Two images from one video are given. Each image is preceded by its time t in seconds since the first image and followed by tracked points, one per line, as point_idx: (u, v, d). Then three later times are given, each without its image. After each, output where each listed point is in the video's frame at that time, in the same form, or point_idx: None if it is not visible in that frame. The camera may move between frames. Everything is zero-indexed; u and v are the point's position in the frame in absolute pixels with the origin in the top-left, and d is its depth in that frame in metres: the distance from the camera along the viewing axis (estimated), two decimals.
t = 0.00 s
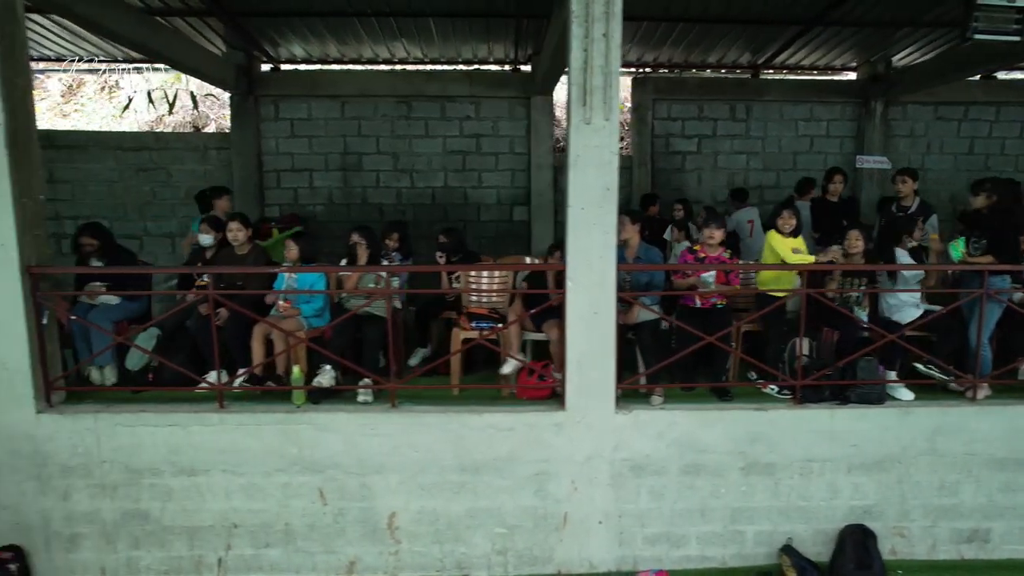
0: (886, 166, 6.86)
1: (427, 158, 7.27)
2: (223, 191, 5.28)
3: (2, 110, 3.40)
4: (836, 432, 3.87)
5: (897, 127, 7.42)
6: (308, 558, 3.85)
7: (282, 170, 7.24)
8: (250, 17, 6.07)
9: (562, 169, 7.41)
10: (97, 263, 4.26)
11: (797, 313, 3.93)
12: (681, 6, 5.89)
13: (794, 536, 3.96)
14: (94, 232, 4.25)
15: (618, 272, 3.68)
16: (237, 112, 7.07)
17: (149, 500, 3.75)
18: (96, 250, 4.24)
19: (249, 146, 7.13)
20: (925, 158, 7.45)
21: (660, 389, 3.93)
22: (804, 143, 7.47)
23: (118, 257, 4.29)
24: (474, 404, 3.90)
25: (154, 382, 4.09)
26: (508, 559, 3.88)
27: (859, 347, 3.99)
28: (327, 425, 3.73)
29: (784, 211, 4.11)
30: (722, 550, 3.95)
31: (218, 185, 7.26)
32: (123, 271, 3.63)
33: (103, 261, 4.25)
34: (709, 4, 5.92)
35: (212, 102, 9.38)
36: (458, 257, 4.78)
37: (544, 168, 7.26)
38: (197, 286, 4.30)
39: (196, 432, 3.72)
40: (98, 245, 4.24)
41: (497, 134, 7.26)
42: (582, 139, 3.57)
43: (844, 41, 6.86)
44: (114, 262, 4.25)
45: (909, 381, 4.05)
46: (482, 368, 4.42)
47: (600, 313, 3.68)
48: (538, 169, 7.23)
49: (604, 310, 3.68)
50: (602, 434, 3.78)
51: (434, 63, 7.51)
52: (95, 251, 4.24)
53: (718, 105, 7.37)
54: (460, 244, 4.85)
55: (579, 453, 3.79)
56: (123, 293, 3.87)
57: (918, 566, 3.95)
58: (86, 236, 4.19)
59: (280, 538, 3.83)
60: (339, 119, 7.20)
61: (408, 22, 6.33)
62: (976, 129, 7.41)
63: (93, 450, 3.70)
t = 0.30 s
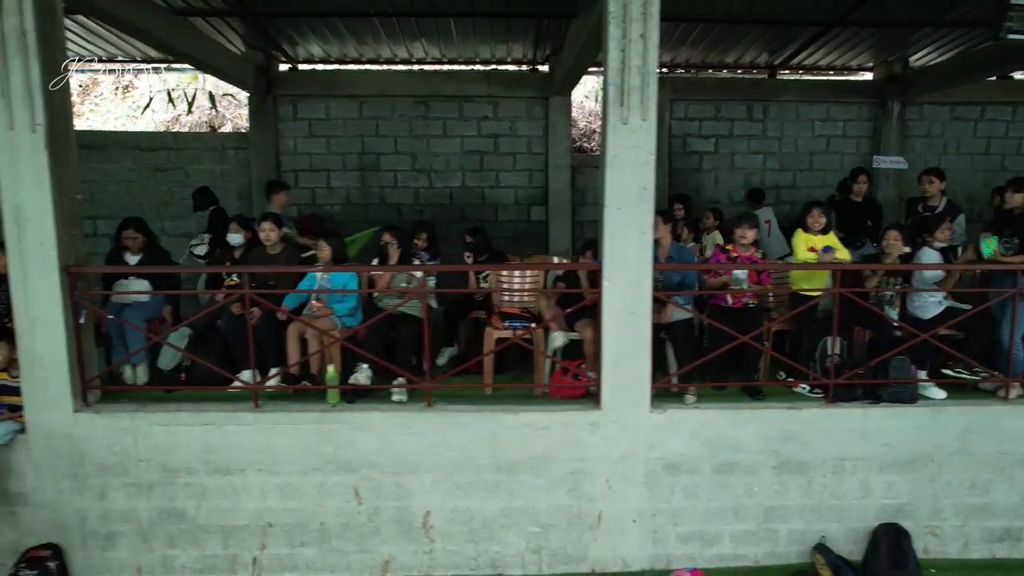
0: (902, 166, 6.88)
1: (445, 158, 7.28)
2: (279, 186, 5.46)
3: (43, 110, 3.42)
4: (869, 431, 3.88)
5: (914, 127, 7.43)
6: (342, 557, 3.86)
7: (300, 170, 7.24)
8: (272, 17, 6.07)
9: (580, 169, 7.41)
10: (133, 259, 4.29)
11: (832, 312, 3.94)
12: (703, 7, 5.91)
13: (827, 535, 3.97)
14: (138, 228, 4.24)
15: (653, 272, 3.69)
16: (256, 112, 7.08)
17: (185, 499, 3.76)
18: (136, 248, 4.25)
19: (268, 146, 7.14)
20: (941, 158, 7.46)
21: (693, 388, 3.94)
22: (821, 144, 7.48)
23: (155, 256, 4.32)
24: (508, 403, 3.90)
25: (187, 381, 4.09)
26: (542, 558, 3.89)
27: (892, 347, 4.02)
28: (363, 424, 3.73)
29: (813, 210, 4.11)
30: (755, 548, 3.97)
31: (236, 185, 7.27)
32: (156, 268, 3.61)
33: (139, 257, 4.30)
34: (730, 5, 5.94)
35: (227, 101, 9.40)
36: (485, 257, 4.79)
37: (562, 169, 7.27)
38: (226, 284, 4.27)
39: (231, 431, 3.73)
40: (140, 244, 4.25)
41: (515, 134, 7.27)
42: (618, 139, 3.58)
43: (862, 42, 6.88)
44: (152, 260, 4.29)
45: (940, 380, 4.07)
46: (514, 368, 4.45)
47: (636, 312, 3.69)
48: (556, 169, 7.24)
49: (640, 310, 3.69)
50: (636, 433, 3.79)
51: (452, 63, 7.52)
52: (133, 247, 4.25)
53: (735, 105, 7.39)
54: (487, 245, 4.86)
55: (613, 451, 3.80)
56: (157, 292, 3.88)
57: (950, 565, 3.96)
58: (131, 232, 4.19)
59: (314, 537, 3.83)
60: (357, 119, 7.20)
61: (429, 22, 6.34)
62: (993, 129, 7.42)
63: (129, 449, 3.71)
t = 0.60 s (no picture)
0: (920, 166, 6.91)
1: (464, 158, 7.29)
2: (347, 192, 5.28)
3: (84, 110, 3.44)
4: (904, 430, 3.89)
5: (931, 128, 7.45)
6: (379, 557, 3.86)
7: (319, 169, 7.25)
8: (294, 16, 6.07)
9: (598, 169, 7.41)
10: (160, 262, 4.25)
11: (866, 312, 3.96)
12: (726, 8, 5.93)
13: (861, 534, 3.98)
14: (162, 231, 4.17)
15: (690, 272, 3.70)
16: (275, 111, 7.08)
17: (223, 498, 3.77)
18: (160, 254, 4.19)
19: (287, 146, 7.15)
20: (958, 158, 7.48)
21: (728, 388, 3.95)
22: (838, 144, 7.50)
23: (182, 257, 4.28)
24: (543, 402, 3.91)
25: (221, 381, 4.10)
26: (578, 557, 3.90)
27: (926, 347, 4.09)
28: (401, 424, 3.74)
29: (847, 213, 4.13)
30: (789, 547, 3.98)
31: (255, 185, 7.27)
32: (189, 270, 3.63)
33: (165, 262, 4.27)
34: (752, 6, 5.97)
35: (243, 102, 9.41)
36: (513, 257, 4.79)
37: (580, 169, 7.27)
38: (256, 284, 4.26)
39: (269, 431, 3.73)
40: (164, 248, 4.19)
41: (533, 134, 7.29)
42: (656, 139, 3.59)
43: (881, 43, 6.91)
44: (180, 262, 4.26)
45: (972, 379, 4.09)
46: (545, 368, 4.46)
47: (673, 312, 3.70)
48: (575, 169, 7.24)
49: (677, 310, 3.70)
50: (672, 432, 3.81)
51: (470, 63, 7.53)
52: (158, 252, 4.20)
53: (754, 105, 7.42)
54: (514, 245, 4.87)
55: (650, 450, 3.82)
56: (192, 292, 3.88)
57: (984, 564, 3.97)
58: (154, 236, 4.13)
59: (351, 536, 3.84)
60: (376, 119, 7.21)
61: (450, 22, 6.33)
62: (1011, 130, 7.43)
63: (168, 449, 3.71)
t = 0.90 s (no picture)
0: (938, 166, 6.94)
1: (483, 158, 7.30)
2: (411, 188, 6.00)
3: (126, 110, 3.45)
4: (939, 430, 3.90)
5: (949, 128, 7.46)
6: (415, 556, 3.87)
7: (337, 170, 7.25)
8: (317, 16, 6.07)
9: (616, 170, 7.41)
10: (195, 259, 4.25)
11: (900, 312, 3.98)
12: (748, 8, 5.94)
13: (895, 533, 3.99)
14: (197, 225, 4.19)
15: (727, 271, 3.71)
16: (295, 111, 7.09)
17: (260, 498, 3.77)
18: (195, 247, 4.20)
19: (307, 146, 7.16)
20: (976, 158, 7.50)
21: (763, 387, 3.96)
22: (856, 144, 7.51)
23: (215, 255, 4.29)
24: (578, 402, 3.92)
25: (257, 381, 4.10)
26: (613, 556, 3.90)
27: (958, 347, 4.10)
28: (438, 423, 3.75)
29: (880, 215, 4.13)
30: (823, 546, 3.99)
31: (274, 185, 7.28)
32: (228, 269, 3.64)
33: (200, 258, 4.26)
34: (774, 7, 5.99)
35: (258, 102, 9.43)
36: (541, 257, 4.81)
37: (599, 169, 7.27)
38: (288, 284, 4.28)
39: (307, 430, 3.74)
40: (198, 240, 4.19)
41: (552, 134, 7.29)
42: (694, 140, 3.60)
43: (900, 43, 6.92)
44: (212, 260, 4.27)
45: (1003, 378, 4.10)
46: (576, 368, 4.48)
47: (711, 311, 3.71)
48: (593, 169, 7.25)
49: (714, 309, 3.71)
50: (709, 431, 3.82)
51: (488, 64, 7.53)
52: (193, 246, 4.22)
53: (772, 106, 7.43)
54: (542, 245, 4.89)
55: (686, 449, 3.82)
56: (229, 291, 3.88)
57: (1018, 563, 3.98)
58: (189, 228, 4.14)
59: (387, 536, 3.85)
60: (395, 119, 7.21)
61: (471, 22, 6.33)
62: None
63: (205, 449, 3.72)
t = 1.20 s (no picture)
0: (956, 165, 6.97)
1: (502, 159, 7.31)
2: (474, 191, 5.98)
3: (167, 110, 3.45)
4: (973, 429, 3.92)
5: (966, 128, 7.48)
6: (451, 555, 3.87)
7: (356, 169, 7.26)
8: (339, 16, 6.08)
9: (635, 170, 7.42)
10: (236, 255, 4.30)
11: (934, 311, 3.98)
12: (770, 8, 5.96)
13: (929, 532, 4.00)
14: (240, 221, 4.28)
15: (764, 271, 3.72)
16: (314, 112, 7.10)
17: (297, 497, 3.78)
18: (238, 241, 4.28)
19: (326, 145, 7.17)
20: (993, 158, 7.51)
21: (797, 386, 3.98)
22: (873, 144, 7.53)
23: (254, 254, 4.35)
24: (613, 401, 3.93)
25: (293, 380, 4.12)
26: (649, 555, 3.91)
27: (990, 347, 4.13)
28: (476, 422, 3.75)
29: (914, 215, 4.15)
30: (857, 545, 4.00)
31: (293, 184, 7.29)
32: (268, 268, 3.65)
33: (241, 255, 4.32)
34: (796, 8, 6.00)
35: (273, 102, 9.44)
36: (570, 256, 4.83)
37: (618, 169, 7.28)
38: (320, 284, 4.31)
39: (345, 430, 3.74)
40: (241, 234, 4.28)
41: (571, 134, 7.31)
42: (732, 140, 3.62)
43: (918, 44, 6.94)
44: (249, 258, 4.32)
45: None
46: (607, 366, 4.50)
47: (747, 310, 3.72)
48: (612, 169, 7.26)
49: (750, 308, 3.72)
50: (745, 430, 3.83)
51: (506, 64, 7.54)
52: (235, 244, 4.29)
53: (789, 106, 7.45)
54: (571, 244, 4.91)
55: (722, 448, 3.83)
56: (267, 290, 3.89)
57: None
58: (232, 224, 4.23)
59: (424, 535, 3.85)
60: (414, 119, 7.22)
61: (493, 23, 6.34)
62: None
63: (243, 448, 3.72)
